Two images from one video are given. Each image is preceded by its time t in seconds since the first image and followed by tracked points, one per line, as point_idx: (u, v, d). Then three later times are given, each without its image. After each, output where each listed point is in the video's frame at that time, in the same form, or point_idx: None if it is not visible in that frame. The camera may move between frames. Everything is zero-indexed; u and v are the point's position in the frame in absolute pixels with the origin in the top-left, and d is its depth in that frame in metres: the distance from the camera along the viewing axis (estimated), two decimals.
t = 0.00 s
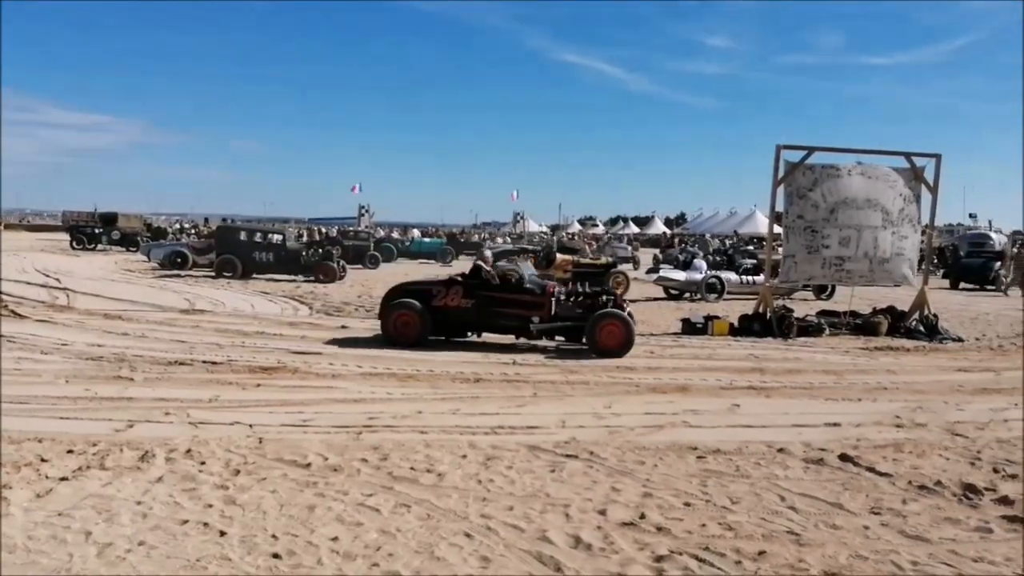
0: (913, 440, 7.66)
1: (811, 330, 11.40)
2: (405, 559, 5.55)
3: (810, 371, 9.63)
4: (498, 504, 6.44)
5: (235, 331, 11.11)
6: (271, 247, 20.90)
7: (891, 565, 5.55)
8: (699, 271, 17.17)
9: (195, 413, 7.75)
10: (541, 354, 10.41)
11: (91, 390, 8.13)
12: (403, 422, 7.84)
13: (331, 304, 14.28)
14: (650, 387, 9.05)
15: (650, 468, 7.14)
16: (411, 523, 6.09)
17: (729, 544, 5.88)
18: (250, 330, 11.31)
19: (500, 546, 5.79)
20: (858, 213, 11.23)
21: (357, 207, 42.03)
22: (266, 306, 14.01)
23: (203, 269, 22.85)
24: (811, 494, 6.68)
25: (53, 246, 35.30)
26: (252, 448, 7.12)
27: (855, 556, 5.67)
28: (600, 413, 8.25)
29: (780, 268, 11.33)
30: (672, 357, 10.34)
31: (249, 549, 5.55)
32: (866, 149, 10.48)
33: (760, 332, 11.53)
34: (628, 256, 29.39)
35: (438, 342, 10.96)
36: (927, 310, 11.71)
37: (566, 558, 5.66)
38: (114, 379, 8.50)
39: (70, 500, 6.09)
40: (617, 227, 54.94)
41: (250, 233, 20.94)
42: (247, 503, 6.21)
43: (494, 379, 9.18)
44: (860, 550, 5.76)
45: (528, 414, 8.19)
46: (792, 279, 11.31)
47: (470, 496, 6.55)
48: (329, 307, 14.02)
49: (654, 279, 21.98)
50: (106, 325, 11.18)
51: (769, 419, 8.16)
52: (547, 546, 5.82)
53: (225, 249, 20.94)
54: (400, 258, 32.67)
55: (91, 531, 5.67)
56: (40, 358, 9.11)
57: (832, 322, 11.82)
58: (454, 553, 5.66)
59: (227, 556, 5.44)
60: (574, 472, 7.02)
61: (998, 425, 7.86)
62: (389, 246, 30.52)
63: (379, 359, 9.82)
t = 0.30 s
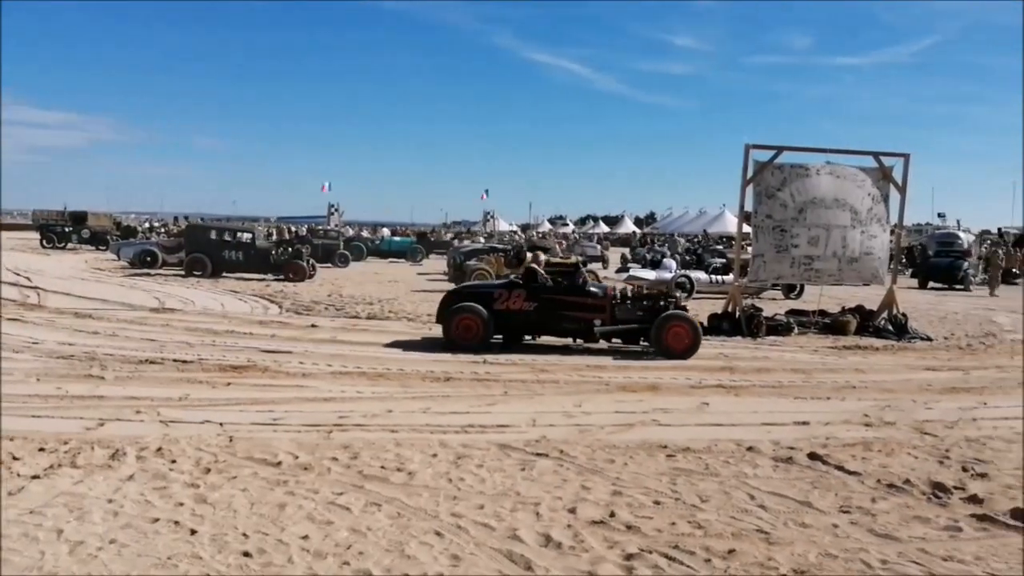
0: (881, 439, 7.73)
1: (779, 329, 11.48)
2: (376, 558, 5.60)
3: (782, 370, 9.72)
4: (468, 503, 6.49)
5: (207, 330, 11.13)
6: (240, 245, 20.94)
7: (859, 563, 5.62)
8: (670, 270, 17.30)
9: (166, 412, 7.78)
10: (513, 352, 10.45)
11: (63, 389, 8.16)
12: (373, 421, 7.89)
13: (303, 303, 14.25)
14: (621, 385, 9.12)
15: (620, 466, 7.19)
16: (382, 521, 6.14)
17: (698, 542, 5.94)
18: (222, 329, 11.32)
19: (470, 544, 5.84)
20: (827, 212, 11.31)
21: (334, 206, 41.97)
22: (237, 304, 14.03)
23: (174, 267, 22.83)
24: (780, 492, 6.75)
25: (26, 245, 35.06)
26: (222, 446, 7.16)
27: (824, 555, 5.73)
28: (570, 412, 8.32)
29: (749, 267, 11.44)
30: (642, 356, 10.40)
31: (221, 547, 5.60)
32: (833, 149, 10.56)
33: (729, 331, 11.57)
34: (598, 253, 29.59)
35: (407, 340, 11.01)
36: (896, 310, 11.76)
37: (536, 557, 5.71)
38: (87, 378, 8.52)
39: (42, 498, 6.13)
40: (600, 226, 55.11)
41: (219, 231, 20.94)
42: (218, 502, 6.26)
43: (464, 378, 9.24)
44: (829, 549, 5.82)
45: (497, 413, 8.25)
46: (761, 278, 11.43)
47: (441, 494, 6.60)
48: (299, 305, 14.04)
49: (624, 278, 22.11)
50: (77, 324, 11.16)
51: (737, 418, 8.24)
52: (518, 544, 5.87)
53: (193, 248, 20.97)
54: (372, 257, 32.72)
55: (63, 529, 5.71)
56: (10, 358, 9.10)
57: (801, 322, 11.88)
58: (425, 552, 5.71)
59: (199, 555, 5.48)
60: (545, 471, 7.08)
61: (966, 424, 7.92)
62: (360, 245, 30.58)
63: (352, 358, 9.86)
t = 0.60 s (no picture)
0: (868, 438, 7.75)
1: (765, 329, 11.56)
2: (363, 556, 5.63)
3: (770, 370, 9.76)
4: (455, 502, 6.52)
5: (194, 330, 11.15)
6: (226, 245, 21.00)
7: (846, 563, 5.64)
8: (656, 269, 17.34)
9: (152, 411, 7.81)
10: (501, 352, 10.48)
11: (51, 388, 8.19)
12: (359, 420, 7.92)
13: (289, 303, 14.25)
14: (607, 385, 9.16)
15: (606, 466, 7.21)
16: (368, 520, 6.18)
17: (684, 542, 5.96)
18: (209, 328, 11.35)
19: (457, 543, 5.87)
20: (811, 211, 11.35)
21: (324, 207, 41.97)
22: (222, 304, 14.06)
23: (161, 267, 22.86)
24: (766, 492, 6.77)
25: (16, 245, 34.99)
26: (208, 445, 7.19)
27: (810, 554, 5.75)
28: (556, 411, 8.34)
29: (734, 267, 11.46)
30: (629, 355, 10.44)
31: (208, 546, 5.63)
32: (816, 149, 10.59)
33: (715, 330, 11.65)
34: (583, 253, 29.65)
35: (393, 339, 11.05)
36: (881, 310, 11.80)
37: (522, 556, 5.74)
38: (75, 378, 8.55)
39: (30, 497, 6.16)
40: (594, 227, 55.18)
41: (205, 232, 21.02)
42: (205, 500, 6.29)
43: (451, 377, 9.27)
44: (815, 548, 5.84)
45: (483, 412, 8.28)
46: (745, 277, 11.46)
47: (427, 493, 6.63)
48: (286, 305, 14.06)
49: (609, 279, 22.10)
50: (64, 323, 11.18)
51: (722, 417, 8.27)
52: (504, 544, 5.90)
53: (180, 248, 21.03)
54: (359, 257, 32.76)
55: (51, 527, 5.75)
56: None
57: (786, 321, 11.92)
58: (411, 551, 5.74)
59: (186, 553, 5.52)
60: (531, 470, 7.11)
61: (952, 424, 7.94)
62: (346, 245, 30.64)
63: (339, 358, 9.88)
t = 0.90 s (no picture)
0: (874, 438, 7.72)
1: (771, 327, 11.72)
2: (368, 556, 5.62)
3: (776, 369, 9.76)
4: (459, 501, 6.51)
5: (198, 329, 11.15)
6: (231, 245, 21.03)
7: (853, 563, 5.62)
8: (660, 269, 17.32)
9: (157, 411, 7.82)
10: (505, 351, 10.48)
11: (57, 387, 8.21)
12: (363, 420, 7.92)
13: (294, 302, 14.26)
14: (612, 384, 9.15)
15: (611, 466, 7.20)
16: (373, 519, 6.17)
17: (690, 542, 5.95)
18: (213, 327, 11.37)
19: (462, 543, 5.87)
20: (815, 211, 11.33)
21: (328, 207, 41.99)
22: (227, 304, 14.09)
23: (166, 267, 22.90)
24: (772, 492, 6.75)
25: (22, 245, 35.10)
26: (213, 445, 7.20)
27: (817, 555, 5.73)
28: (560, 411, 8.33)
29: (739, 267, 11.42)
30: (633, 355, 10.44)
31: (213, 545, 5.63)
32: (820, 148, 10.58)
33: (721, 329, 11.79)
34: (586, 252, 29.63)
35: (398, 338, 11.06)
36: (889, 310, 11.67)
37: (527, 556, 5.72)
38: (81, 377, 8.57)
39: (37, 495, 6.18)
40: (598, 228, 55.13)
41: (210, 232, 21.06)
42: (211, 500, 6.30)
43: (455, 377, 9.27)
44: (822, 548, 5.82)
45: (487, 411, 8.28)
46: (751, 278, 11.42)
47: (432, 493, 6.63)
48: (290, 304, 14.05)
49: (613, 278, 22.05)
50: (69, 323, 11.21)
51: (728, 416, 8.26)
52: (509, 543, 5.89)
53: (185, 248, 21.07)
54: (363, 257, 32.77)
55: (57, 526, 5.76)
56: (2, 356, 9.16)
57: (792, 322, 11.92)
58: (416, 550, 5.74)
59: (192, 552, 5.52)
60: (536, 470, 7.10)
61: (959, 424, 7.89)
62: (351, 245, 30.66)
63: (344, 357, 9.88)
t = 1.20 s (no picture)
0: (897, 439, 7.64)
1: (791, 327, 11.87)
2: (388, 556, 5.60)
3: (796, 369, 9.70)
4: (480, 501, 6.48)
5: (218, 329, 11.16)
6: (252, 245, 21.08)
7: (877, 564, 5.55)
8: (679, 269, 17.29)
9: (178, 410, 7.83)
10: (523, 351, 10.45)
11: (78, 387, 8.23)
12: (384, 419, 7.91)
13: (313, 302, 14.27)
14: (631, 384, 9.10)
15: (631, 466, 7.16)
16: (394, 519, 6.15)
17: (712, 543, 5.90)
18: (233, 327, 11.38)
19: (483, 543, 5.84)
20: (836, 211, 11.34)
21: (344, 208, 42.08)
22: (247, 303, 14.12)
23: (186, 267, 23.00)
24: (794, 492, 6.69)
25: (42, 246, 35.36)
26: (234, 444, 7.20)
27: (840, 556, 5.67)
28: (580, 411, 8.30)
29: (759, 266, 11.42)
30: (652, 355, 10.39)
31: (234, 545, 5.62)
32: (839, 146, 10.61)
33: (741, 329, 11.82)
34: (604, 252, 29.55)
35: (416, 338, 11.05)
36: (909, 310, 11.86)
37: (548, 556, 5.68)
38: (101, 377, 8.59)
39: (58, 494, 6.19)
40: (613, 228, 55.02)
41: (230, 232, 21.13)
42: (231, 499, 6.29)
43: (474, 376, 9.25)
44: (845, 550, 5.76)
45: (507, 411, 8.25)
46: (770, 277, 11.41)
47: (452, 493, 6.60)
48: (310, 304, 14.06)
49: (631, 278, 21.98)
50: (91, 322, 11.24)
51: (749, 416, 8.21)
52: (530, 544, 5.86)
53: (206, 247, 21.12)
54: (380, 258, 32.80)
55: (79, 525, 5.76)
56: (25, 355, 9.20)
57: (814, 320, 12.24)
58: (436, 550, 5.71)
59: (213, 551, 5.51)
60: (556, 469, 7.06)
61: (983, 424, 7.80)
62: (369, 245, 30.69)
63: (363, 357, 9.87)
